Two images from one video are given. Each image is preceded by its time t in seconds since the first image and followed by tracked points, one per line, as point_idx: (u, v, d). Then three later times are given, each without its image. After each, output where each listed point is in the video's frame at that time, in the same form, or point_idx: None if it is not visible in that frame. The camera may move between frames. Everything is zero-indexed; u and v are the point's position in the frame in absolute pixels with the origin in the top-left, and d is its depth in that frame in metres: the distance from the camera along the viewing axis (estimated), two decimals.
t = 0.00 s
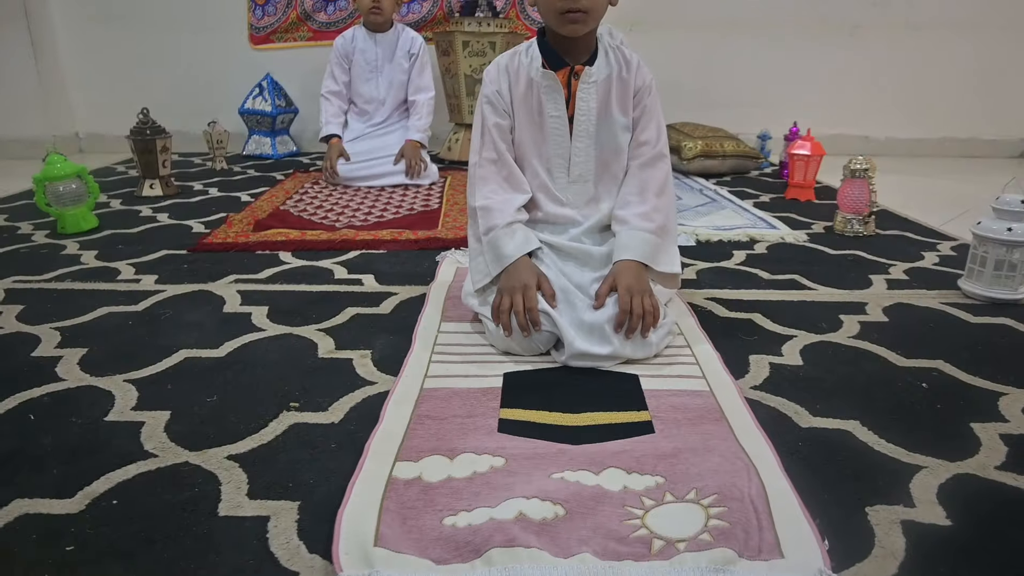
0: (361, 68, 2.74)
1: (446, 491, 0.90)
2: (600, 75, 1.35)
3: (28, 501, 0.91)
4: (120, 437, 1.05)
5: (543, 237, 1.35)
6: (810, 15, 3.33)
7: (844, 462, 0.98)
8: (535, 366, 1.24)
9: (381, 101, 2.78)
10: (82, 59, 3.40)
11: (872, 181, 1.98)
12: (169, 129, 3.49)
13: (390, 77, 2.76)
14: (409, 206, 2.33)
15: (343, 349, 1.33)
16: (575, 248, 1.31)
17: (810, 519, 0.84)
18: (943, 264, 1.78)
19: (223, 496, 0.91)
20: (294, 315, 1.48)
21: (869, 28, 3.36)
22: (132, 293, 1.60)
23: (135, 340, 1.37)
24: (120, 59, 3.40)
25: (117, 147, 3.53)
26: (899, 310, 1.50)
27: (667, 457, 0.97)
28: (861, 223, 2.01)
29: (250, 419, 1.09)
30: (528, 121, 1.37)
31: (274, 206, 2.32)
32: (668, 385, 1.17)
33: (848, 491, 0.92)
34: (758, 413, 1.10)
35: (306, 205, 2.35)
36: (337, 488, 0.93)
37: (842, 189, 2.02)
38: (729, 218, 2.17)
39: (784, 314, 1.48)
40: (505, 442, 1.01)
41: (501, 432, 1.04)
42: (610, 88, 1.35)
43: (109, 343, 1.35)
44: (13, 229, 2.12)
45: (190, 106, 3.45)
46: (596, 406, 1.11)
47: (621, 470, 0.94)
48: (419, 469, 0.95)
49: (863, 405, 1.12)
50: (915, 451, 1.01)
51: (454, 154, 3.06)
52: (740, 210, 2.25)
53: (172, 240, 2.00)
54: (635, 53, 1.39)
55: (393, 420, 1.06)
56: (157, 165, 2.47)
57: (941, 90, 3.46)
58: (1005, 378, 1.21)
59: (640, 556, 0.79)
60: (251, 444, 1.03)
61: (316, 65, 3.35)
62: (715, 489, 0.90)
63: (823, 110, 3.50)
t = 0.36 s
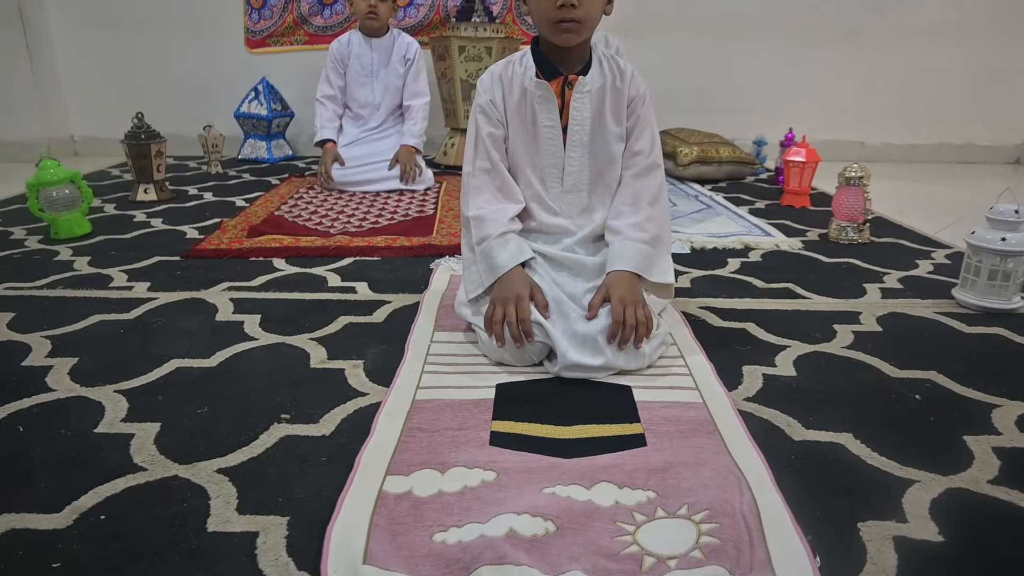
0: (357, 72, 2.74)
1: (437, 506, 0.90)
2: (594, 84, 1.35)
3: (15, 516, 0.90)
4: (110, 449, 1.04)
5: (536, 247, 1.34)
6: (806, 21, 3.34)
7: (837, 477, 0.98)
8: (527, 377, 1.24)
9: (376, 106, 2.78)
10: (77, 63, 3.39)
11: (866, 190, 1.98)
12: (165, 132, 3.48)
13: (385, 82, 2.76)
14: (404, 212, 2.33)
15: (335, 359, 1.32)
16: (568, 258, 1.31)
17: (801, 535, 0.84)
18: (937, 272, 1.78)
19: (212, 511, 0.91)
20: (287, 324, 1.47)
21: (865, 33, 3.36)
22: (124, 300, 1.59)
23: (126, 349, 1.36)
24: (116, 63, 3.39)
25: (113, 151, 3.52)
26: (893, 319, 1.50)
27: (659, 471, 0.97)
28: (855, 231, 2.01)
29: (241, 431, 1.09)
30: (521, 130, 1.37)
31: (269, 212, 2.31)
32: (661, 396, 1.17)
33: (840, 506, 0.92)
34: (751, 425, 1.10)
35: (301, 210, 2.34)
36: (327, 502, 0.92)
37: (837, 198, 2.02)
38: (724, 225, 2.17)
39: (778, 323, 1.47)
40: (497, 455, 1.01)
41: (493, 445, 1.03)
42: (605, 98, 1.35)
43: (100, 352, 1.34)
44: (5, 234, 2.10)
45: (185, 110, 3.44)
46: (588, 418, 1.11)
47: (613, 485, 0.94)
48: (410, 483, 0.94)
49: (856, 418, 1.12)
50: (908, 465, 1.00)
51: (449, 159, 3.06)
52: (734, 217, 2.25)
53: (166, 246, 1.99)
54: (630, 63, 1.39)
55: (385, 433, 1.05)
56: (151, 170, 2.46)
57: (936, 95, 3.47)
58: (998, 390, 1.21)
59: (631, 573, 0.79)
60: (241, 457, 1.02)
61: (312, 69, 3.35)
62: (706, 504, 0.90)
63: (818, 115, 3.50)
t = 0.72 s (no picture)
0: (351, 79, 2.74)
1: (431, 524, 0.89)
2: (587, 95, 1.35)
3: (6, 538, 0.89)
4: (102, 467, 1.03)
5: (531, 258, 1.34)
6: (799, 24, 3.34)
7: (834, 490, 0.97)
8: (523, 389, 1.23)
9: (371, 112, 2.78)
10: (70, 70, 3.38)
11: (861, 194, 1.99)
12: (159, 139, 3.47)
13: (380, 88, 2.76)
14: (399, 219, 2.32)
15: (330, 372, 1.32)
16: (563, 269, 1.30)
17: (798, 552, 0.84)
18: (932, 277, 1.77)
19: (205, 531, 0.90)
20: (281, 336, 1.47)
21: (858, 36, 3.37)
22: (117, 312, 1.58)
23: (119, 362, 1.35)
24: (110, 70, 3.38)
25: (107, 157, 3.50)
26: (889, 326, 1.50)
27: (655, 486, 0.96)
28: (850, 235, 2.01)
29: (234, 448, 1.08)
30: (515, 141, 1.36)
31: (263, 219, 2.31)
32: (656, 408, 1.17)
33: (837, 521, 0.91)
34: (747, 437, 1.10)
35: (296, 218, 2.33)
36: (321, 521, 0.92)
37: (831, 202, 2.02)
38: (719, 230, 2.16)
39: (774, 331, 1.47)
40: (493, 471, 1.00)
41: (488, 460, 1.03)
42: (599, 108, 1.35)
43: (92, 365, 1.34)
44: None
45: (179, 117, 3.43)
46: (584, 432, 1.10)
47: (609, 501, 0.93)
48: (405, 501, 0.94)
49: (852, 428, 1.12)
50: (905, 477, 1.00)
51: (444, 165, 3.06)
52: (730, 222, 2.25)
53: (159, 255, 1.98)
54: (623, 73, 1.39)
55: (379, 449, 1.05)
56: (144, 178, 2.44)
57: (930, 97, 3.47)
58: (994, 398, 1.21)
59: None
60: (234, 474, 1.01)
61: (306, 75, 3.34)
62: (703, 520, 0.89)
63: (813, 118, 3.50)
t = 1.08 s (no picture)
0: (339, 91, 2.74)
1: (421, 548, 0.89)
2: (576, 110, 1.35)
3: None
4: (87, 492, 1.02)
5: (520, 274, 1.34)
6: (786, 33, 3.37)
7: (825, 507, 0.97)
8: (514, 407, 1.23)
9: (360, 124, 2.77)
10: (57, 82, 3.36)
11: (847, 204, 2.00)
12: (147, 151, 3.45)
13: (369, 100, 2.76)
14: (389, 232, 2.31)
15: (319, 391, 1.31)
16: (553, 285, 1.30)
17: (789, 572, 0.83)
18: (920, 286, 1.79)
19: (192, 558, 0.89)
20: (270, 353, 1.46)
21: (844, 45, 3.40)
22: (103, 330, 1.56)
23: (105, 382, 1.33)
24: (97, 82, 3.36)
25: (94, 170, 3.48)
26: (877, 337, 1.50)
27: (646, 505, 0.96)
28: (838, 245, 2.02)
29: (222, 470, 1.07)
30: (504, 157, 1.37)
31: (252, 233, 2.29)
32: (647, 425, 1.17)
33: (828, 538, 0.91)
34: (737, 454, 1.10)
35: (284, 231, 2.32)
36: (310, 546, 0.91)
37: (819, 212, 2.03)
38: (708, 240, 2.17)
39: (764, 344, 1.47)
40: (483, 492, 1.00)
41: (478, 481, 1.02)
42: (587, 123, 1.36)
43: (78, 386, 1.32)
44: None
45: (167, 129, 3.42)
46: (575, 450, 1.10)
47: (600, 521, 0.93)
48: (394, 524, 0.93)
49: (842, 443, 1.12)
50: (895, 492, 1.00)
51: (434, 176, 3.06)
52: (719, 232, 2.25)
53: (146, 271, 1.97)
54: (611, 88, 1.40)
55: (369, 470, 1.04)
56: (131, 193, 2.42)
57: (915, 105, 3.50)
58: (983, 410, 1.21)
59: None
60: (222, 498, 1.00)
61: (295, 87, 3.33)
62: (694, 540, 0.89)
63: (799, 127, 3.53)
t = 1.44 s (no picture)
0: (336, 105, 2.75)
1: None
2: (572, 131, 1.36)
3: None
4: (81, 518, 1.01)
5: (517, 295, 1.34)
6: (780, 48, 3.39)
7: (821, 532, 0.97)
8: (510, 429, 1.23)
9: (356, 138, 2.78)
10: (53, 96, 3.36)
11: (843, 221, 2.00)
12: (143, 165, 3.45)
13: (365, 115, 2.77)
14: (385, 247, 2.31)
15: (315, 412, 1.31)
16: (549, 306, 1.31)
17: None
18: (914, 304, 1.79)
19: None
20: (266, 373, 1.45)
21: (838, 59, 3.42)
22: (98, 349, 1.56)
23: (100, 403, 1.33)
24: (93, 95, 3.36)
25: (89, 182, 3.47)
26: (872, 356, 1.51)
27: (643, 531, 0.96)
28: (833, 262, 2.02)
29: (218, 495, 1.06)
30: (500, 177, 1.37)
31: (248, 248, 2.29)
32: (643, 447, 1.16)
33: (824, 564, 0.91)
34: (734, 477, 1.09)
35: (281, 247, 2.32)
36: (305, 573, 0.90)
37: (814, 229, 2.04)
38: (704, 256, 2.18)
39: (759, 363, 1.48)
40: (480, 518, 0.99)
41: (475, 506, 1.02)
42: (583, 143, 1.36)
43: (73, 406, 1.31)
44: None
45: (163, 142, 3.42)
46: (571, 474, 1.10)
47: (596, 547, 0.93)
48: (391, 551, 0.93)
49: (838, 465, 1.12)
50: (891, 517, 1.00)
51: (430, 189, 3.06)
52: (714, 248, 2.26)
53: (142, 288, 1.96)
54: (607, 109, 1.41)
55: (365, 495, 1.03)
56: (127, 208, 2.42)
57: (908, 119, 3.53)
58: (978, 432, 1.21)
59: None
60: (217, 524, 1.00)
61: (291, 100, 3.34)
62: (690, 567, 0.89)
63: (794, 140, 3.55)
